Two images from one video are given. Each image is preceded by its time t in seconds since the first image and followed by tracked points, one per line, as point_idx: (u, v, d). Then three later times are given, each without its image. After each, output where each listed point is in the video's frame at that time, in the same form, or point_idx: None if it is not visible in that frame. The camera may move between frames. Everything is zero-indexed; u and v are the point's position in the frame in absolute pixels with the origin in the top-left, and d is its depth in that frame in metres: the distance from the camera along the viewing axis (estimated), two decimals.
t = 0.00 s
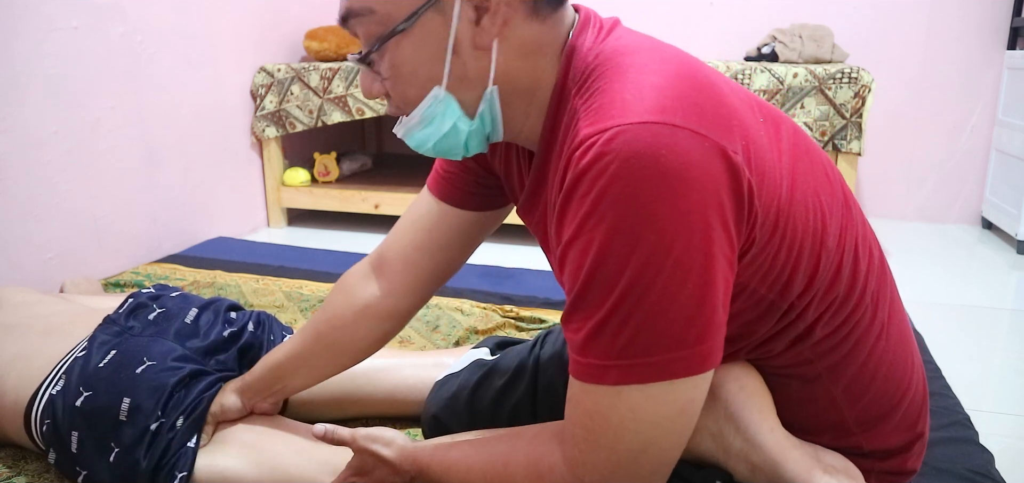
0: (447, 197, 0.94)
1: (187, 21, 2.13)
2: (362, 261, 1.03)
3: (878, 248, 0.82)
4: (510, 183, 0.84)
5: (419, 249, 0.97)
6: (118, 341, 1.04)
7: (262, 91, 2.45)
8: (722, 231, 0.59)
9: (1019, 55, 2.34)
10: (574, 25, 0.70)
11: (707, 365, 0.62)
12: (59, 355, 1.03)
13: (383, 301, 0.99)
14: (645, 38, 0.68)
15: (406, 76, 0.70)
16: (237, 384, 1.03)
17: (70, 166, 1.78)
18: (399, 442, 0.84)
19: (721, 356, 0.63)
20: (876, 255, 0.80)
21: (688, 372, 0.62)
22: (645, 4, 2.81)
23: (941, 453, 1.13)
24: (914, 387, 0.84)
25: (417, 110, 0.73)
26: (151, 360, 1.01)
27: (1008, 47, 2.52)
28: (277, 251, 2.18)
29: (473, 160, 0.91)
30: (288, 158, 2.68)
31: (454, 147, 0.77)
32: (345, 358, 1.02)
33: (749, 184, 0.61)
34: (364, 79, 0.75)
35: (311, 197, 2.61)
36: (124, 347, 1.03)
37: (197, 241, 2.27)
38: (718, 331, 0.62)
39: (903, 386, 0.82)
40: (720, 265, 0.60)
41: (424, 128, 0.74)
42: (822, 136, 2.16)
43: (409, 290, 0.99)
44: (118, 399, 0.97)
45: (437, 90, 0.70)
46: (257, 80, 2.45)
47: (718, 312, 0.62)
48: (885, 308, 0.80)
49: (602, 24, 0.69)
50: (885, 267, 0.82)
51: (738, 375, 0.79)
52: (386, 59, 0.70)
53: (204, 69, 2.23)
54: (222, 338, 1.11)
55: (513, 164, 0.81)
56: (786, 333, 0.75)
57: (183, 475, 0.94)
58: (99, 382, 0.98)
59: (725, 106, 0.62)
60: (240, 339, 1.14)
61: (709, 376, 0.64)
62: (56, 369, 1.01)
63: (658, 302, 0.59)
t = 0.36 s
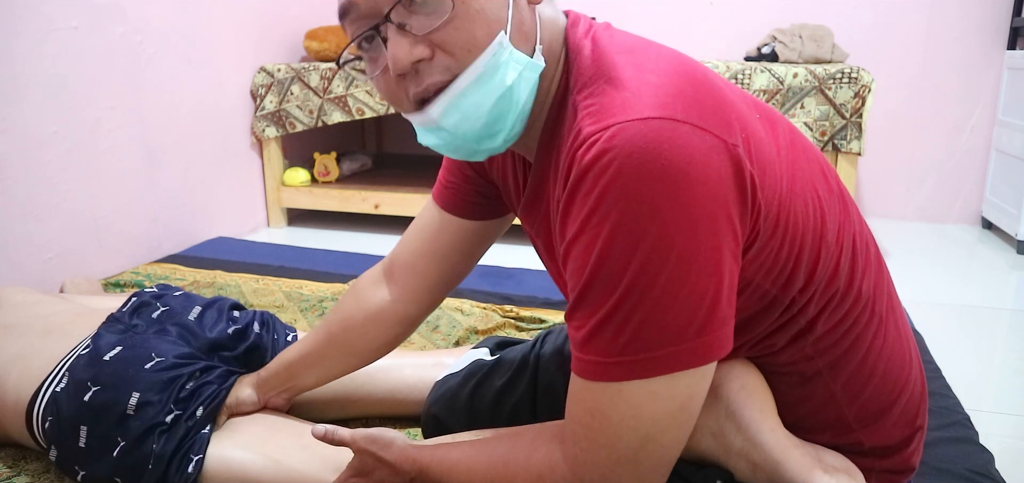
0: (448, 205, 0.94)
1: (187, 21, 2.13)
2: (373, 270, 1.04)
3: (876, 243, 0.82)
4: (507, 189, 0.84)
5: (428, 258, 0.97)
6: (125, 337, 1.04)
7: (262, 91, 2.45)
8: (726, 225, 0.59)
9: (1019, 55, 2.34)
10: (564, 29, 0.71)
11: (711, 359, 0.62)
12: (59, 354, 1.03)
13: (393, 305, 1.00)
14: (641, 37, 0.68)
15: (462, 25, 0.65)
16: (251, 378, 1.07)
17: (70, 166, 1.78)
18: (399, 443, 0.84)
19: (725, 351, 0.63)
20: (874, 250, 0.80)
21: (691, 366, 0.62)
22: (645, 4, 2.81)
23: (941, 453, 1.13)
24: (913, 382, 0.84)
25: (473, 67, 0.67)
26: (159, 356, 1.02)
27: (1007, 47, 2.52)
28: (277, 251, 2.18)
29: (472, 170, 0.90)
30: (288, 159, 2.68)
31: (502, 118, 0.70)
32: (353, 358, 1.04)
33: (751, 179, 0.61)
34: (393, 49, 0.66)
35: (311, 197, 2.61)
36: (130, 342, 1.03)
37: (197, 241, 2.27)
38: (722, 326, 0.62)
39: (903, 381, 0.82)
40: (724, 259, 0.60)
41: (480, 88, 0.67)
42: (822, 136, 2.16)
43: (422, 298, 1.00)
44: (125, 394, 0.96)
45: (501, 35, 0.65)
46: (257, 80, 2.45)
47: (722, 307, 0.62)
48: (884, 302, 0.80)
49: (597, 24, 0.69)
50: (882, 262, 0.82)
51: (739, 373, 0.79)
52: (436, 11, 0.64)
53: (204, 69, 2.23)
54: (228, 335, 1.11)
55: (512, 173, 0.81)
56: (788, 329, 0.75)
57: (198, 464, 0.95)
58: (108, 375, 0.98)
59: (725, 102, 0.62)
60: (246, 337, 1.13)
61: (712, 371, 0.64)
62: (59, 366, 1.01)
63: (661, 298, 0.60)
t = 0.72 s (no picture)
0: (444, 209, 0.94)
1: (187, 21, 2.13)
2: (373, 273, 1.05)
3: (871, 243, 0.82)
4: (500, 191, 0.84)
5: (428, 263, 0.98)
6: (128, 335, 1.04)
7: (262, 91, 2.45)
8: (720, 226, 0.59)
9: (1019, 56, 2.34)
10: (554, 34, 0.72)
11: (707, 359, 0.62)
12: (60, 354, 1.03)
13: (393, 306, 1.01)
14: (629, 41, 0.69)
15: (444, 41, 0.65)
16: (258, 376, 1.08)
17: (70, 166, 1.78)
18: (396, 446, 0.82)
19: (722, 351, 0.63)
20: (869, 249, 0.80)
21: (687, 366, 0.62)
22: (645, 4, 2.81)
23: (941, 453, 1.13)
24: (911, 380, 0.84)
25: (456, 85, 0.67)
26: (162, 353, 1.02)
27: (1008, 47, 2.52)
28: (277, 251, 2.18)
29: (467, 176, 0.90)
30: (288, 158, 2.68)
31: (488, 131, 0.71)
32: (354, 359, 1.04)
33: (744, 180, 0.62)
34: (375, 64, 0.66)
35: (311, 197, 2.61)
36: (133, 339, 1.03)
37: (198, 240, 2.27)
38: (718, 326, 0.62)
39: (900, 378, 0.82)
40: (718, 260, 0.60)
41: (464, 104, 0.67)
42: (822, 136, 2.16)
43: (423, 300, 1.00)
44: (128, 389, 0.97)
45: (483, 52, 0.65)
46: (257, 80, 2.45)
47: (717, 307, 0.62)
48: (880, 301, 0.80)
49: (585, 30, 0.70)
50: (878, 261, 0.82)
51: (736, 375, 0.80)
52: (416, 28, 0.64)
53: (204, 69, 2.23)
54: (231, 335, 1.11)
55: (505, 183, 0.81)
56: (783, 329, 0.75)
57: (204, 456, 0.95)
58: (112, 371, 0.98)
59: (717, 104, 0.62)
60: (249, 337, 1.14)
61: (708, 371, 0.64)
62: (61, 364, 1.01)
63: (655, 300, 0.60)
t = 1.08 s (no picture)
0: (447, 209, 0.95)
1: (187, 21, 2.13)
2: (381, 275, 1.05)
3: (873, 245, 0.82)
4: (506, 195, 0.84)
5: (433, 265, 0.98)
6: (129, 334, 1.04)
7: (262, 91, 2.45)
8: (715, 230, 0.59)
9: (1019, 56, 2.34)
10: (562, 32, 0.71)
11: (700, 362, 0.62)
12: (62, 352, 1.03)
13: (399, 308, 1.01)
14: (633, 43, 0.69)
15: (398, 90, 0.71)
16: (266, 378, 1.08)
17: (70, 166, 1.78)
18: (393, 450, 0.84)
19: (715, 354, 0.63)
20: (872, 252, 0.80)
21: (679, 369, 0.62)
22: (645, 5, 2.82)
23: (941, 453, 1.13)
24: (909, 381, 0.84)
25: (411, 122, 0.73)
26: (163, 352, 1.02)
27: (1007, 47, 2.52)
28: (277, 251, 2.18)
29: (470, 176, 0.91)
30: (288, 159, 2.68)
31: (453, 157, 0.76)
32: (361, 360, 1.04)
33: (743, 184, 0.61)
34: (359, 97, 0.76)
35: (311, 197, 2.60)
36: (135, 338, 1.03)
37: (197, 241, 2.27)
38: (710, 329, 0.62)
39: (898, 379, 0.82)
40: (711, 265, 0.60)
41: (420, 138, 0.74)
42: (822, 136, 2.16)
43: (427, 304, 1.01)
44: (129, 387, 0.97)
45: (431, 98, 0.70)
46: (257, 80, 2.45)
47: (710, 311, 0.62)
48: (881, 305, 0.80)
49: (589, 33, 0.70)
50: (880, 264, 0.82)
51: (736, 372, 0.79)
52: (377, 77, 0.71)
53: (204, 69, 2.23)
54: (232, 335, 1.11)
55: (507, 179, 0.81)
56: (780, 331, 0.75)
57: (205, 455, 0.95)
58: (113, 369, 0.98)
59: (718, 109, 0.62)
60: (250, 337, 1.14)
61: (702, 373, 0.64)
62: (62, 363, 1.01)
63: (647, 304, 0.60)
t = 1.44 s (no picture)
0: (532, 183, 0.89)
1: (187, 21, 2.13)
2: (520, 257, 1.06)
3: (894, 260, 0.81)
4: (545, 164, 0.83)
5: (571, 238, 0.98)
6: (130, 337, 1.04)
7: (262, 91, 2.45)
8: (726, 246, 0.59)
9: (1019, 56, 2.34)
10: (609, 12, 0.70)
11: (702, 374, 0.62)
12: (64, 352, 1.03)
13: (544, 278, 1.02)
14: (675, 33, 0.67)
15: (432, 47, 0.73)
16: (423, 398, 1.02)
17: (70, 166, 1.78)
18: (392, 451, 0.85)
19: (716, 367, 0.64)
20: (891, 266, 0.80)
21: (680, 380, 0.62)
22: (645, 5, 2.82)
23: (942, 453, 1.13)
24: (914, 394, 0.84)
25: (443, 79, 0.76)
26: (162, 357, 1.01)
27: (1007, 47, 2.52)
28: (277, 251, 2.18)
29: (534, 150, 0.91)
30: (288, 158, 2.68)
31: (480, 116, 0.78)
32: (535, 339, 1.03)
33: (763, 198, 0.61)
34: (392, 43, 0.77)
35: (311, 197, 2.60)
36: (135, 341, 1.03)
37: (197, 241, 2.27)
38: (715, 342, 0.62)
39: (902, 394, 0.82)
40: (720, 278, 0.60)
41: (449, 96, 0.77)
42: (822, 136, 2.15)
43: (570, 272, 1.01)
44: (127, 394, 0.96)
45: (462, 61, 0.72)
46: (257, 80, 2.45)
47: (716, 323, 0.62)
48: (891, 321, 0.79)
49: (635, 19, 0.69)
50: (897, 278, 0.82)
51: (744, 371, 0.79)
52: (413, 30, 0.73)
53: (204, 69, 2.22)
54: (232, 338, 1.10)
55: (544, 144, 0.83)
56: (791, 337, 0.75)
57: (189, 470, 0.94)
58: (112, 375, 0.98)
59: (748, 119, 0.61)
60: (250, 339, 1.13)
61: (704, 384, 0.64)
62: (63, 364, 1.01)
63: (656, 313, 0.60)
